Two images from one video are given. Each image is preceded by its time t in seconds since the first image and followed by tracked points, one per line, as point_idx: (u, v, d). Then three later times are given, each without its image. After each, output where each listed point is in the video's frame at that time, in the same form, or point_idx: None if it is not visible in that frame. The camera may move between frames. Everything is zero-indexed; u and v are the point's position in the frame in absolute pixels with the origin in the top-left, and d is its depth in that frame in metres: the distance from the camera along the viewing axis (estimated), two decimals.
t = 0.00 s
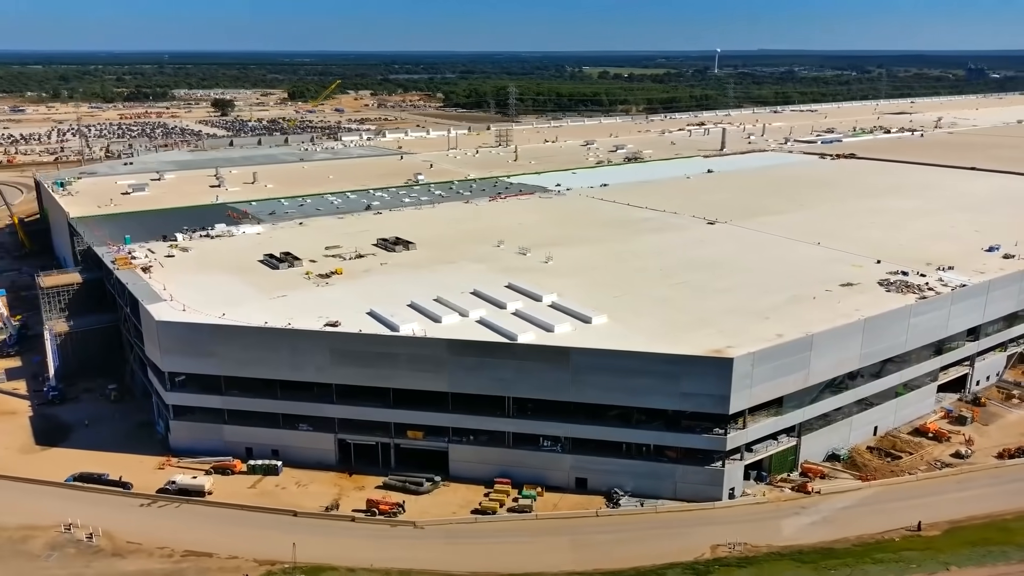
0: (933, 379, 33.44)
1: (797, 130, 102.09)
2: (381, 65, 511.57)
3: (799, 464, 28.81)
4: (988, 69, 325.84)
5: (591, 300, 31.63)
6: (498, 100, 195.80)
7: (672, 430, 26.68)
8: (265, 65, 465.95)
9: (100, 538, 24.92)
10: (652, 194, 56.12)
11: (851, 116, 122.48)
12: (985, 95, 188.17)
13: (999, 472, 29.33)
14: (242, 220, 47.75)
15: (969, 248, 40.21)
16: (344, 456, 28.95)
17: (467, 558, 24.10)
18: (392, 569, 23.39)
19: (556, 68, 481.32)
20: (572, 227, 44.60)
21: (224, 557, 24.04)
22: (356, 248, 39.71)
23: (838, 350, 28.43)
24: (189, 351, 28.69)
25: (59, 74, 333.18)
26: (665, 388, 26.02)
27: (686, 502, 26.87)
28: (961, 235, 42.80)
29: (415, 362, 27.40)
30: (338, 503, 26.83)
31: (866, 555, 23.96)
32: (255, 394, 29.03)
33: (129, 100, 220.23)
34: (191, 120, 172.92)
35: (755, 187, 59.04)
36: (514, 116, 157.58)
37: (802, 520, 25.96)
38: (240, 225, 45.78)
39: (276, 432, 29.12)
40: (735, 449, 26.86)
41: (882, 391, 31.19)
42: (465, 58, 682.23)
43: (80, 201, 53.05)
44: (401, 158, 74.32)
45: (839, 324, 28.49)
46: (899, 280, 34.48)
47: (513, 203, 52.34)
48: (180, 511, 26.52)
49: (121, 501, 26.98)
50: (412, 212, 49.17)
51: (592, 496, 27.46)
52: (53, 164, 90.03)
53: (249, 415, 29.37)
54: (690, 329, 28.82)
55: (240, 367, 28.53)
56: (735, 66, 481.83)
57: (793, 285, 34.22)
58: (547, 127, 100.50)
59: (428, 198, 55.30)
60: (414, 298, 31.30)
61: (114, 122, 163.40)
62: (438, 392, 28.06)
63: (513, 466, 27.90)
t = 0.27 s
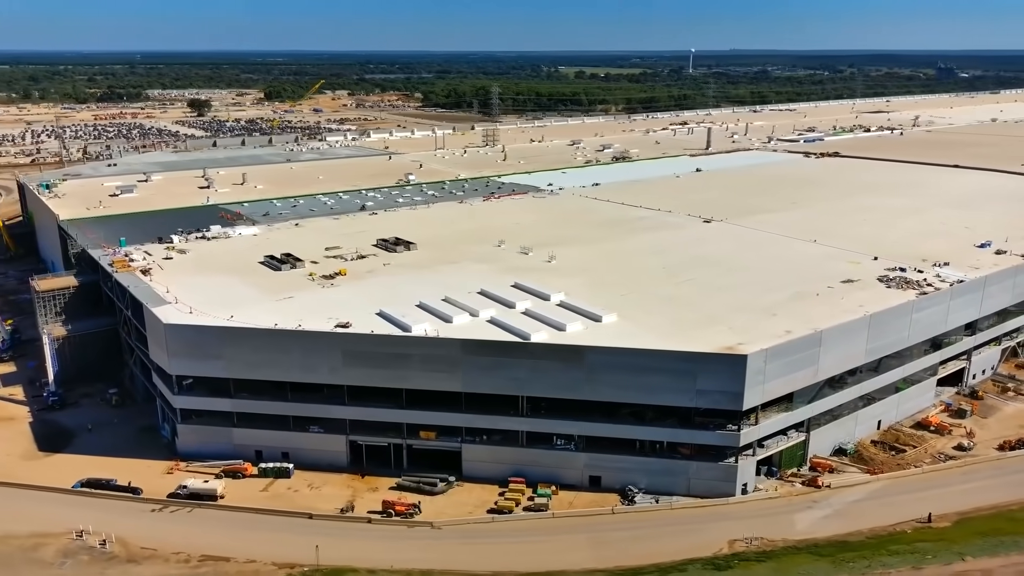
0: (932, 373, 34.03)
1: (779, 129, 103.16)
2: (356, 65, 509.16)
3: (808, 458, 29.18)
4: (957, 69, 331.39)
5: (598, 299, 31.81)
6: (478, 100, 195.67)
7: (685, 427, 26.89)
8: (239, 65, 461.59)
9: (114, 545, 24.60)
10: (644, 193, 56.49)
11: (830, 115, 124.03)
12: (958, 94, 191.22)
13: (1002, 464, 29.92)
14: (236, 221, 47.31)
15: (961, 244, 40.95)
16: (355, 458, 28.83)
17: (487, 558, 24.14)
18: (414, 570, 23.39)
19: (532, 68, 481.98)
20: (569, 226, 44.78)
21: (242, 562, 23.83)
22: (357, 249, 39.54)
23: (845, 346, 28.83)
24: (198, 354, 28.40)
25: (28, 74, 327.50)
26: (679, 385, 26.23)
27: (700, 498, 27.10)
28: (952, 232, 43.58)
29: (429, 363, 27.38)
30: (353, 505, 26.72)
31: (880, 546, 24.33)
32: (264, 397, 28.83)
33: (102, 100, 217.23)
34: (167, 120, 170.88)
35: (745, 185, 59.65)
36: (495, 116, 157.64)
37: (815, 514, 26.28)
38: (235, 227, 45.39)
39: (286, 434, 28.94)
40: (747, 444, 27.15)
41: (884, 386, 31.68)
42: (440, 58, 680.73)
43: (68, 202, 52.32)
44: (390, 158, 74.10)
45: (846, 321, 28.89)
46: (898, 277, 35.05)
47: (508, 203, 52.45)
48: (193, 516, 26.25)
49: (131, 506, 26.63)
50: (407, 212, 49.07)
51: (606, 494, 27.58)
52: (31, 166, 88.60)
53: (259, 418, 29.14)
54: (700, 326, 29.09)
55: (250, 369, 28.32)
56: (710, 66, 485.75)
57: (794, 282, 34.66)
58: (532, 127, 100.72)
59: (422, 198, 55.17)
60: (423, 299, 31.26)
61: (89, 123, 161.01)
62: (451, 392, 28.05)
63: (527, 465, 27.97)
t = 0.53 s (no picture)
0: (930, 367, 34.66)
1: (759, 128, 104.24)
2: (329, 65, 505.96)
3: (816, 452, 29.59)
4: (925, 68, 337.02)
5: (606, 297, 31.99)
6: (456, 100, 195.33)
7: (699, 423, 27.12)
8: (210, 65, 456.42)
9: (129, 551, 24.28)
10: (636, 192, 56.85)
11: (808, 114, 125.66)
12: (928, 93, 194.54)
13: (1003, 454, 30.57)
14: (230, 222, 46.86)
15: (952, 240, 41.73)
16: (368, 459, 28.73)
17: (508, 556, 24.18)
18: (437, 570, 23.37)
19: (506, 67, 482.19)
20: (567, 225, 44.96)
21: (262, 565, 23.64)
22: (357, 250, 39.37)
23: (852, 341, 29.28)
24: (208, 357, 28.12)
25: None
26: (694, 382, 26.47)
27: (714, 493, 27.36)
28: (942, 228, 44.41)
29: (443, 363, 27.36)
30: (369, 506, 26.62)
31: (895, 537, 24.75)
32: (275, 400, 28.61)
33: (72, 101, 213.69)
34: (141, 121, 168.54)
35: (734, 184, 60.27)
36: (474, 115, 157.50)
37: (828, 507, 26.66)
38: (230, 228, 44.95)
39: (297, 436, 28.75)
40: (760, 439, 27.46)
41: (887, 380, 32.22)
42: (414, 58, 678.33)
43: (55, 204, 51.47)
44: (377, 159, 73.81)
45: (852, 316, 29.34)
46: (896, 273, 35.66)
47: (502, 203, 52.52)
48: (207, 520, 25.98)
49: (143, 512, 26.30)
50: (403, 213, 48.93)
51: (621, 491, 27.75)
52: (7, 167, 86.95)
53: (270, 420, 28.91)
54: (709, 324, 29.39)
55: (262, 371, 28.10)
56: (683, 65, 489.28)
57: (795, 279, 35.11)
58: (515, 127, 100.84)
59: (415, 198, 55.04)
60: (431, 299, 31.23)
61: (61, 124, 158.25)
62: (464, 392, 28.05)
63: (541, 463, 28.05)
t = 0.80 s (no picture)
0: (928, 361, 35.32)
1: (740, 128, 105.27)
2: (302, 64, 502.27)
3: (824, 446, 30.04)
4: (894, 67, 342.30)
5: (613, 296, 32.17)
6: (433, 99, 194.72)
7: (712, 419, 27.40)
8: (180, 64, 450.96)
9: (146, 557, 24.02)
10: (627, 191, 57.15)
11: (785, 112, 127.18)
12: (899, 92, 197.67)
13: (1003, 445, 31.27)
14: (224, 223, 46.40)
15: (943, 236, 42.52)
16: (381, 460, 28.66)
17: (530, 554, 24.27)
18: (460, 570, 23.39)
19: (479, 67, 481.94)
20: (564, 224, 45.12)
21: (283, 568, 23.50)
22: (358, 250, 39.20)
23: (857, 336, 29.76)
24: (218, 360, 27.83)
25: None
26: (708, 378, 26.73)
27: (727, 488, 27.69)
28: (932, 224, 45.22)
29: (457, 362, 27.34)
30: (386, 507, 26.57)
31: (907, 528, 25.22)
32: (287, 402, 28.42)
33: (41, 101, 209.94)
34: (114, 121, 166.06)
35: (723, 182, 60.84)
36: (453, 115, 157.19)
37: (839, 499, 27.09)
38: (224, 230, 44.50)
39: (309, 439, 28.61)
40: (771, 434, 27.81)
41: (889, 374, 32.79)
42: (387, 57, 675.46)
43: (42, 207, 50.61)
44: (364, 159, 73.44)
45: (858, 312, 29.80)
46: (893, 268, 36.27)
47: (496, 202, 52.56)
48: (223, 524, 25.76)
49: (157, 517, 26.01)
50: (398, 213, 48.77)
51: (634, 487, 27.97)
52: None
53: (281, 423, 28.73)
54: (718, 321, 29.69)
55: (273, 373, 27.90)
56: (656, 65, 492.40)
57: (796, 276, 35.58)
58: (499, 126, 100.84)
59: (407, 198, 54.88)
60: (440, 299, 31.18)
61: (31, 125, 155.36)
62: (478, 391, 28.08)
63: (555, 461, 28.19)
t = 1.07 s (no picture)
0: (925, 355, 35.94)
1: (722, 127, 106.17)
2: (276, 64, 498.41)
3: (830, 441, 30.46)
4: (866, 67, 346.84)
5: (619, 294, 32.35)
6: (412, 99, 193.97)
7: (723, 415, 27.67)
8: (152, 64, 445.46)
9: (163, 562, 23.78)
10: (620, 190, 57.42)
11: (765, 112, 128.46)
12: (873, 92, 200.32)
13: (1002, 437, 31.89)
14: (218, 225, 45.97)
15: (935, 232, 43.26)
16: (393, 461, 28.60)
17: (549, 552, 24.36)
18: (481, 569, 23.42)
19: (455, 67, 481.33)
20: (562, 223, 45.29)
21: (303, 570, 23.38)
22: (358, 251, 39.03)
23: (862, 331, 30.21)
24: (228, 362, 27.59)
25: None
26: (720, 375, 26.99)
27: (738, 483, 27.99)
28: (922, 221, 45.99)
29: (471, 362, 27.35)
30: (401, 507, 26.53)
31: (918, 519, 25.66)
32: (298, 404, 28.26)
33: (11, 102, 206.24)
34: (89, 122, 163.60)
35: (713, 180, 61.34)
36: (434, 114, 156.76)
37: (849, 492, 27.50)
38: (220, 231, 44.09)
39: (321, 440, 28.47)
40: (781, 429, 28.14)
41: (889, 369, 33.32)
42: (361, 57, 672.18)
43: (29, 209, 49.80)
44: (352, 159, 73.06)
45: (862, 308, 30.27)
46: (890, 265, 36.87)
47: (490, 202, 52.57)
48: (237, 527, 25.56)
49: (170, 522, 25.75)
50: (394, 213, 48.60)
51: (647, 484, 28.18)
52: None
53: (291, 425, 28.56)
54: (725, 318, 30.00)
55: (285, 375, 27.73)
56: (631, 65, 494.88)
57: (796, 273, 36.03)
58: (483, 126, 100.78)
59: (401, 198, 54.71)
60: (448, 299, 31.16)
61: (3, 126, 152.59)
62: (490, 390, 28.11)
63: (568, 459, 28.32)
